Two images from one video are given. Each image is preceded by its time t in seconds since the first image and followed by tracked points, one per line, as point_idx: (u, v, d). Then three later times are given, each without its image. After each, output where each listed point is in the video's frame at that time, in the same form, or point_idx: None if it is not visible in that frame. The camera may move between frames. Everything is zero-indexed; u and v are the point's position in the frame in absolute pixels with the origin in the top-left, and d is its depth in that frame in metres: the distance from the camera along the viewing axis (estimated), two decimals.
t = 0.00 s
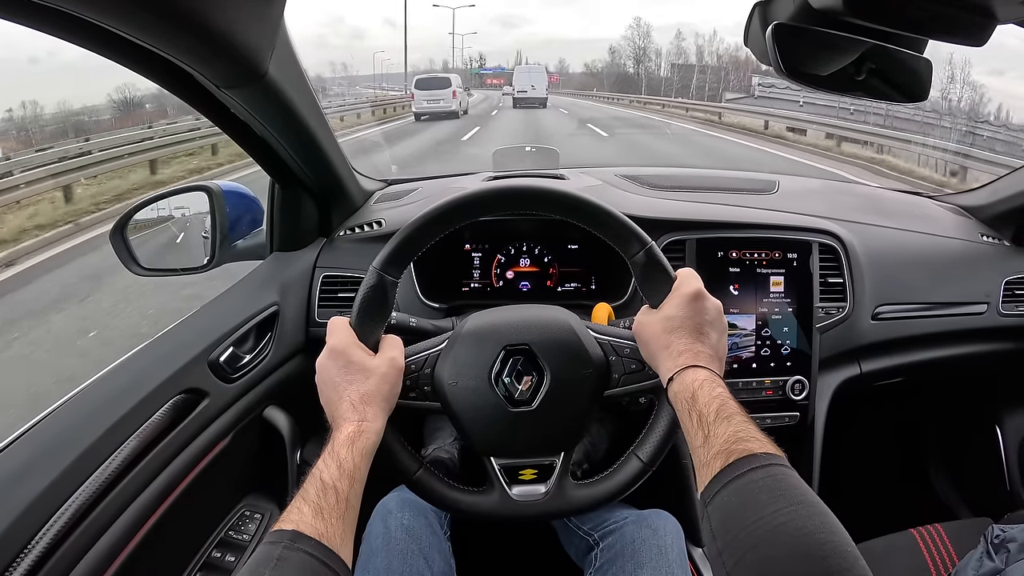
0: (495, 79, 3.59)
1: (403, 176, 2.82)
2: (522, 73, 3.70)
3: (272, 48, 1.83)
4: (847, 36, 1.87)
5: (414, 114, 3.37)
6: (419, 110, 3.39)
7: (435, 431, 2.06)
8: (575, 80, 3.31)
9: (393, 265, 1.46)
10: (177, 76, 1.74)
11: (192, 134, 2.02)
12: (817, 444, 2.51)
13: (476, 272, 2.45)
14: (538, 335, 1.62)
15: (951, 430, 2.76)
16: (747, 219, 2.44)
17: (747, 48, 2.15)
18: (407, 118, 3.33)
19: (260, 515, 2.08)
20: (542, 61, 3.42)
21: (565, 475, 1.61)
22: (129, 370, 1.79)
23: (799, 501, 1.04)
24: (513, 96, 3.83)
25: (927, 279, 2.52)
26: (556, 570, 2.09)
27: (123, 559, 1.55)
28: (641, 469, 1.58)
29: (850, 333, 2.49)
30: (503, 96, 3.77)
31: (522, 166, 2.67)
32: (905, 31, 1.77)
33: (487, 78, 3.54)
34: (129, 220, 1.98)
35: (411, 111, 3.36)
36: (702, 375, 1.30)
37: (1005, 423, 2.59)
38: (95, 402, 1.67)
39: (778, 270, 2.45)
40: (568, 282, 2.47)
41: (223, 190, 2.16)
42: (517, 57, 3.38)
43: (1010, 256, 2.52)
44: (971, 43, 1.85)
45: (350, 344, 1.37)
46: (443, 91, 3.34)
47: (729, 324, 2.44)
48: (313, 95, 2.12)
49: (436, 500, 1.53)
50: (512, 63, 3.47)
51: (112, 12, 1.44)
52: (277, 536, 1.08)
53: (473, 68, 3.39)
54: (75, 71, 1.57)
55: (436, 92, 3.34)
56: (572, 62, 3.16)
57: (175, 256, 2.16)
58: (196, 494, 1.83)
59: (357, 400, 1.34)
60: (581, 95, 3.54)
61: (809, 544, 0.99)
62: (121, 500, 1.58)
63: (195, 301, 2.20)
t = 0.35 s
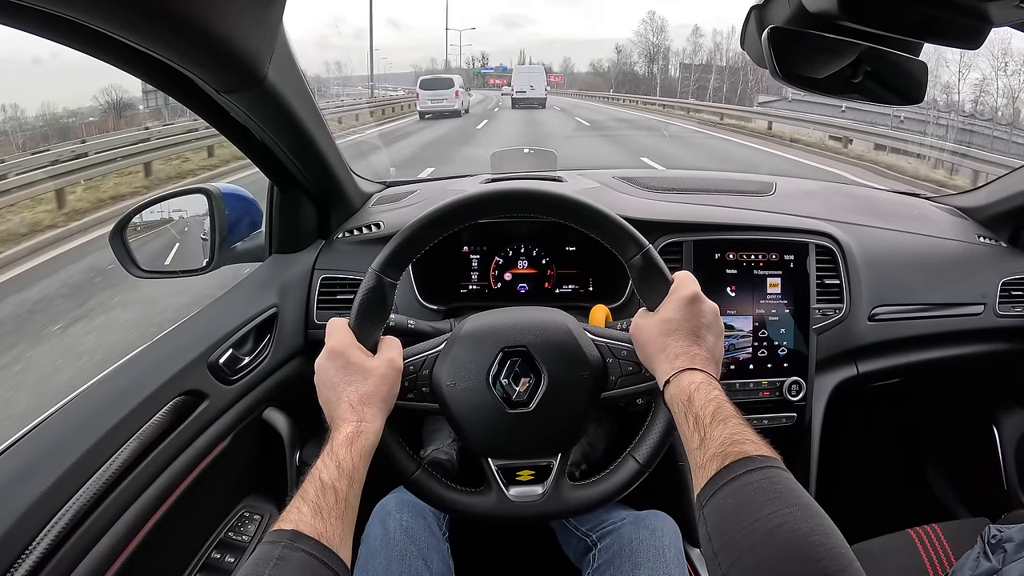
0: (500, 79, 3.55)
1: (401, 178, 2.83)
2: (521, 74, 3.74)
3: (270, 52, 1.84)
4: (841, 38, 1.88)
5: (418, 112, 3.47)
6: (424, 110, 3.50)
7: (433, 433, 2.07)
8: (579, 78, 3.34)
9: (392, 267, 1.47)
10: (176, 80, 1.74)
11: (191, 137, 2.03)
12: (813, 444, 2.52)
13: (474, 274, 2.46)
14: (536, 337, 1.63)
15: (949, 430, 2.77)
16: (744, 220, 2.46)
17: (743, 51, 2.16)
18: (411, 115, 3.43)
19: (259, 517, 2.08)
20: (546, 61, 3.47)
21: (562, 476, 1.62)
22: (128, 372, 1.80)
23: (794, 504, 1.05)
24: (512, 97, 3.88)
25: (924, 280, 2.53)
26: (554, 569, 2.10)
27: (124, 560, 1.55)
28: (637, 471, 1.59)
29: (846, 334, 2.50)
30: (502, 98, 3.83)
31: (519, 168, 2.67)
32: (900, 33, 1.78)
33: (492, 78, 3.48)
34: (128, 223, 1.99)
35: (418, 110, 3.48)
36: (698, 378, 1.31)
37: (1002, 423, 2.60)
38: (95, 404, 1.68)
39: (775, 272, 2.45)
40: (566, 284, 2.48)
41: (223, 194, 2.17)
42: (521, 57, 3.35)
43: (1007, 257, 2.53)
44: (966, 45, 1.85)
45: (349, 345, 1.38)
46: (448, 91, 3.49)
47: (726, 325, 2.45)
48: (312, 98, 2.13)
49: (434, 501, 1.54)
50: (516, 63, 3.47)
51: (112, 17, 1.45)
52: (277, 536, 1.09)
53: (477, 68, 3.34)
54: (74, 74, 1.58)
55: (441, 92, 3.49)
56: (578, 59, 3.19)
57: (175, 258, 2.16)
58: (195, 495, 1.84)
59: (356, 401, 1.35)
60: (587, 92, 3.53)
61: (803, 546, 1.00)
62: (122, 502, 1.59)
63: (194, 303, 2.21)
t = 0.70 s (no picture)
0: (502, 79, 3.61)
1: (401, 179, 2.83)
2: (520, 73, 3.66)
3: (270, 53, 1.83)
4: (842, 37, 1.88)
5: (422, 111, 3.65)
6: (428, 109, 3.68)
7: (433, 433, 2.07)
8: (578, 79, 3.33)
9: (393, 267, 1.47)
10: (176, 81, 1.74)
11: (191, 138, 2.03)
12: (813, 444, 2.52)
13: (474, 274, 2.46)
14: (537, 337, 1.63)
15: (949, 429, 2.77)
16: (744, 220, 2.46)
17: (743, 50, 2.16)
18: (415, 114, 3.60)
19: (260, 518, 2.08)
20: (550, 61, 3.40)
21: (562, 477, 1.62)
22: (129, 374, 1.80)
23: (796, 504, 1.05)
24: (511, 98, 3.92)
25: (924, 280, 2.53)
26: (555, 570, 2.10)
27: (124, 562, 1.55)
28: (638, 471, 1.59)
29: (847, 334, 2.50)
30: (500, 97, 3.75)
31: (518, 168, 2.70)
32: (900, 32, 1.78)
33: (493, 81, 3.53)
34: (128, 224, 1.99)
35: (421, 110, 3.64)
36: (699, 379, 1.31)
37: (1002, 422, 2.60)
38: (95, 406, 1.68)
39: (775, 272, 2.45)
40: (566, 284, 2.48)
41: (223, 194, 2.17)
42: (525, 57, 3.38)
43: (1007, 257, 2.53)
44: (965, 44, 1.85)
45: (350, 345, 1.38)
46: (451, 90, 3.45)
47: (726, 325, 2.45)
48: (312, 100, 2.13)
49: (434, 502, 1.54)
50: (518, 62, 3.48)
51: (111, 18, 1.45)
52: (278, 537, 1.09)
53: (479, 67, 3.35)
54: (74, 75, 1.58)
55: (444, 92, 3.61)
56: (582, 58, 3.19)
57: (175, 259, 2.16)
58: (196, 497, 1.83)
59: (357, 401, 1.35)
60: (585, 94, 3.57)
61: (805, 547, 1.00)
62: (122, 504, 1.58)
63: (194, 305, 2.21)
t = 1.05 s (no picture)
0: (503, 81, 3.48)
1: (399, 179, 2.83)
2: (518, 73, 3.46)
3: (267, 53, 1.83)
4: (841, 36, 1.87)
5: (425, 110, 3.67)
6: (430, 108, 3.68)
7: (431, 433, 2.09)
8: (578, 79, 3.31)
9: (391, 266, 1.46)
10: (174, 82, 1.74)
11: (190, 138, 2.03)
12: (813, 443, 2.52)
13: (472, 274, 2.45)
14: (535, 337, 1.63)
15: (948, 428, 2.77)
16: (743, 219, 2.46)
17: (741, 50, 2.16)
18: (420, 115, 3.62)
19: (258, 518, 2.07)
20: (556, 60, 3.28)
21: (560, 477, 1.61)
22: (127, 374, 1.80)
23: (794, 505, 1.05)
24: (510, 97, 3.59)
25: (923, 279, 2.53)
26: (554, 570, 2.10)
27: (123, 562, 1.55)
28: (636, 471, 1.58)
29: (846, 333, 2.50)
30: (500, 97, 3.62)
31: (517, 168, 2.69)
32: (899, 31, 1.78)
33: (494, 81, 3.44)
34: (126, 225, 1.98)
35: (422, 108, 3.66)
36: (697, 379, 1.31)
37: (1001, 420, 2.60)
38: (93, 407, 1.68)
39: (773, 271, 2.45)
40: (564, 284, 2.47)
41: (221, 195, 2.17)
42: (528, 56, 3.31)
43: (1006, 255, 2.53)
44: (965, 42, 1.85)
45: (348, 344, 1.38)
46: (451, 92, 3.52)
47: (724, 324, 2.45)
48: (309, 100, 2.13)
49: (433, 502, 1.53)
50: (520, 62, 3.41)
51: (109, 18, 1.45)
52: (276, 536, 1.09)
53: (481, 66, 3.31)
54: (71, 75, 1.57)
55: (445, 93, 3.59)
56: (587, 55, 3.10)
57: (173, 259, 2.16)
58: (194, 497, 1.83)
59: (355, 400, 1.35)
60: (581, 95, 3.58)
61: (804, 547, 0.99)
62: (120, 504, 1.58)
63: (192, 305, 2.21)
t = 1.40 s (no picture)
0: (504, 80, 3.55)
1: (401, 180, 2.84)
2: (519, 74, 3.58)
3: (270, 56, 1.84)
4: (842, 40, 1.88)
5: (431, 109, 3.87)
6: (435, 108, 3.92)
7: (433, 435, 2.10)
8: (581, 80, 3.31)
9: (394, 267, 1.47)
10: (176, 83, 1.75)
11: (192, 139, 2.04)
12: (812, 444, 2.53)
13: (473, 275, 2.46)
14: (536, 338, 1.64)
15: (948, 429, 2.78)
16: (743, 221, 2.46)
17: (741, 51, 2.17)
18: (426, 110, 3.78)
19: (260, 519, 2.08)
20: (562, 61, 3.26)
21: (561, 477, 1.62)
22: (129, 376, 1.80)
23: (794, 506, 1.06)
24: (511, 98, 3.76)
25: (922, 280, 2.54)
26: (555, 570, 2.11)
27: (125, 563, 1.56)
28: (637, 473, 1.59)
29: (845, 334, 2.51)
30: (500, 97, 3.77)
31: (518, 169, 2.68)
32: (899, 34, 1.78)
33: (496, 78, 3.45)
34: (128, 226, 1.98)
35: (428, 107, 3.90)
36: (698, 381, 1.31)
37: (1001, 421, 2.61)
38: (96, 408, 1.68)
39: (774, 272, 2.46)
40: (565, 285, 2.48)
41: (222, 196, 2.19)
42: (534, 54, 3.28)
43: (1005, 257, 2.54)
44: (964, 46, 1.86)
45: (350, 345, 1.38)
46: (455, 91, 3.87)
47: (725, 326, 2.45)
48: (311, 101, 2.13)
49: (434, 502, 1.54)
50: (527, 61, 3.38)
51: (111, 20, 1.45)
52: (279, 536, 1.10)
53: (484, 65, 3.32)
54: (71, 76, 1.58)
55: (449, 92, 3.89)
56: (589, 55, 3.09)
57: (175, 261, 2.17)
58: (196, 498, 1.84)
59: (357, 401, 1.35)
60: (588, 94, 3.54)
61: (804, 547, 1.00)
62: (122, 506, 1.59)
63: (194, 306, 2.21)
